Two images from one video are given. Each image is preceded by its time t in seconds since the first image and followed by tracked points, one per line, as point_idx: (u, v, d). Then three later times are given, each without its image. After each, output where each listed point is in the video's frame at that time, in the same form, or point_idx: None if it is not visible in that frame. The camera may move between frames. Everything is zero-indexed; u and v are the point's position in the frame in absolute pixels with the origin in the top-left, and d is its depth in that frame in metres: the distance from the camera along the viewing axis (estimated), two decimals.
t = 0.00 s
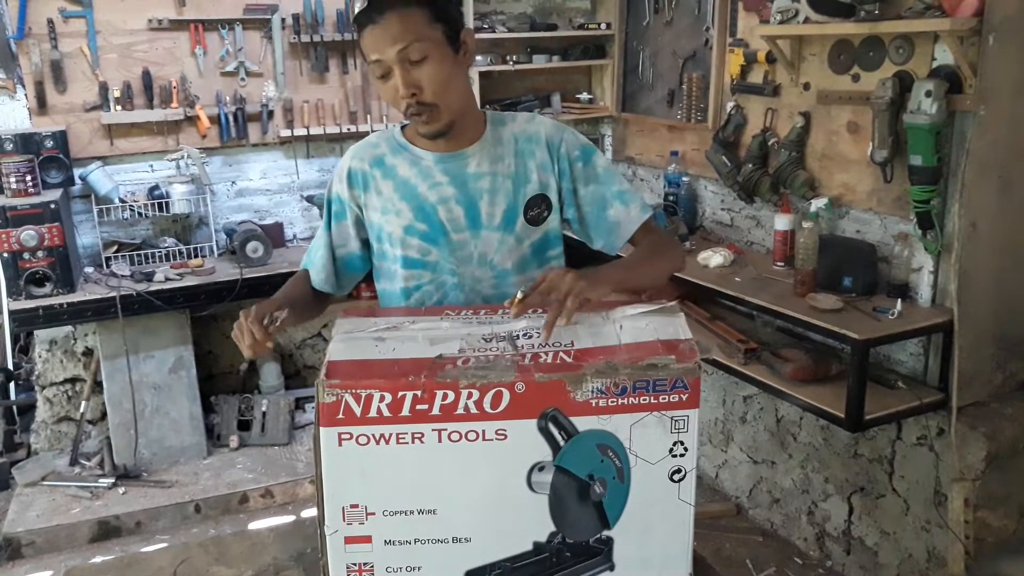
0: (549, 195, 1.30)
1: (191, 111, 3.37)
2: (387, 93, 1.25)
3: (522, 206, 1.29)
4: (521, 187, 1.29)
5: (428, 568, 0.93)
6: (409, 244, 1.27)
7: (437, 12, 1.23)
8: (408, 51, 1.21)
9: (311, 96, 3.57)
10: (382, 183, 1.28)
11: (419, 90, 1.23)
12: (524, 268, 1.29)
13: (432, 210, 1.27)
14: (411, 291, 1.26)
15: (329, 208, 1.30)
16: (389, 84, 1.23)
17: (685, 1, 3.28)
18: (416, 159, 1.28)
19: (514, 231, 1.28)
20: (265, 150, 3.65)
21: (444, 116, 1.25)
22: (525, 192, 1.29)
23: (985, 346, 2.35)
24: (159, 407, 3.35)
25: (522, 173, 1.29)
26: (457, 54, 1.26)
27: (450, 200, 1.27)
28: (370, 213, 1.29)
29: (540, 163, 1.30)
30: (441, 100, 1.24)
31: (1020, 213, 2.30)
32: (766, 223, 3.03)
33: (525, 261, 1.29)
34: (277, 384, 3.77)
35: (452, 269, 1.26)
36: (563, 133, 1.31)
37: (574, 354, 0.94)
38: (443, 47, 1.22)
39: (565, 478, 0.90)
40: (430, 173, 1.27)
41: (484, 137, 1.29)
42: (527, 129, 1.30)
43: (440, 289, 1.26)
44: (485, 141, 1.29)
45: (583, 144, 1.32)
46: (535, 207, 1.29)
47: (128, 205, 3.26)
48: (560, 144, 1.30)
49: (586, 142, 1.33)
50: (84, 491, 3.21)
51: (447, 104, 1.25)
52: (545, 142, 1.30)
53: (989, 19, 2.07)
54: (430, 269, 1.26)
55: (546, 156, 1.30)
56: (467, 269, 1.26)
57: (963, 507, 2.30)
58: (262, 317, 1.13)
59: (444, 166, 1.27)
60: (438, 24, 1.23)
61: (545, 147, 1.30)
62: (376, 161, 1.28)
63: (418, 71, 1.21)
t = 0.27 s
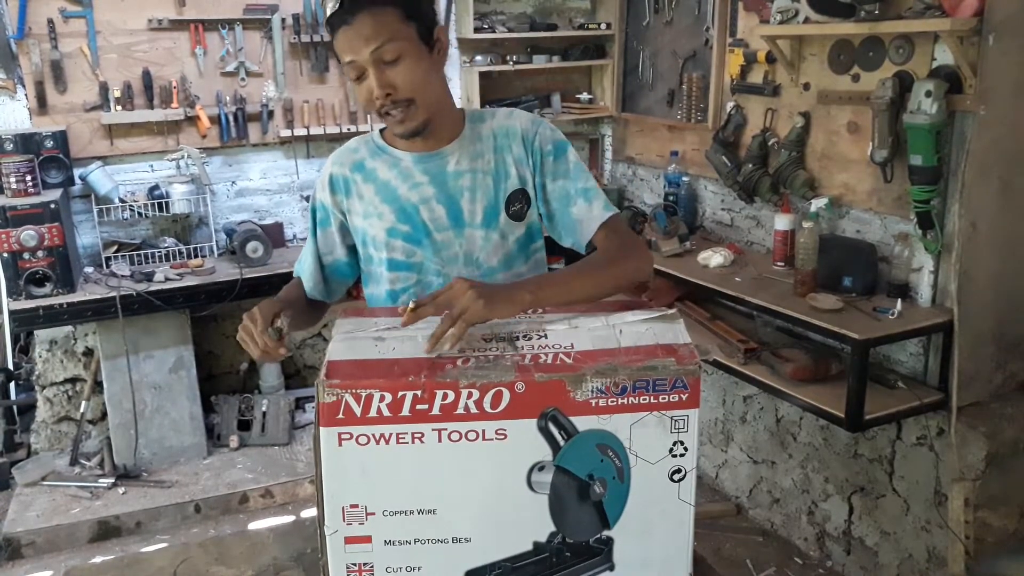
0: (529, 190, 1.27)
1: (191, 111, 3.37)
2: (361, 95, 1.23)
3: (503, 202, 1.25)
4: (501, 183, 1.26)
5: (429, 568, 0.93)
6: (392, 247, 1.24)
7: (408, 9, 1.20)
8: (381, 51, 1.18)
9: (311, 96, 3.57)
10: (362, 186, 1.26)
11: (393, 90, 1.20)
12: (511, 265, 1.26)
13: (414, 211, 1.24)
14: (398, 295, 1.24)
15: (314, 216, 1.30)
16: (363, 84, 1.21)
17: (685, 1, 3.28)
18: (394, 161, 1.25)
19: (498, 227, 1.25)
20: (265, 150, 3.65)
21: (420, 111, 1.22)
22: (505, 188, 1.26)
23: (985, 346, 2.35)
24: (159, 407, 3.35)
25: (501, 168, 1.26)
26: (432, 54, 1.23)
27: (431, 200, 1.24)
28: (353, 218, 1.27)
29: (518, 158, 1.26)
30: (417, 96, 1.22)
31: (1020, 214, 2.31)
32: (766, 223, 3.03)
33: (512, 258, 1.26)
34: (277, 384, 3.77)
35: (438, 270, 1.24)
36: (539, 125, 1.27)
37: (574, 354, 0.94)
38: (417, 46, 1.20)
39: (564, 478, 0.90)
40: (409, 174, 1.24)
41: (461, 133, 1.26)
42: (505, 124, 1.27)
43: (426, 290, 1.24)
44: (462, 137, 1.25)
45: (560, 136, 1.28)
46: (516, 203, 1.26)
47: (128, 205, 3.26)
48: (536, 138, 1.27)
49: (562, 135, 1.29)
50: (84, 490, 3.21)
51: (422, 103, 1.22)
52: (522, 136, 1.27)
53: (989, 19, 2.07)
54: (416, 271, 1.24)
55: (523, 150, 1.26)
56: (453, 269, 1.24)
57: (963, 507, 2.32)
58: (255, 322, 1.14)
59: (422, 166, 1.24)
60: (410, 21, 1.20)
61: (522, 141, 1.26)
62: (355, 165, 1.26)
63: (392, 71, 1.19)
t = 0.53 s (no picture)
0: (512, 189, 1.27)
1: (190, 111, 3.37)
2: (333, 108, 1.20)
3: (488, 202, 1.26)
4: (485, 184, 1.26)
5: (429, 568, 0.93)
6: (380, 253, 1.25)
7: (378, 19, 1.16)
8: (348, 66, 1.14)
9: (311, 96, 3.57)
10: (347, 192, 1.26)
11: (363, 103, 1.17)
12: (500, 263, 1.28)
13: (400, 216, 1.24)
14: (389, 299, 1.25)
15: (295, 219, 1.29)
16: (333, 98, 1.17)
17: (685, 1, 3.28)
18: (377, 166, 1.24)
19: (484, 228, 1.26)
20: (265, 150, 3.65)
21: (393, 126, 1.19)
22: (489, 188, 1.26)
23: (984, 346, 2.35)
24: (159, 407, 3.35)
25: (484, 169, 1.26)
26: (403, 62, 1.19)
27: (417, 204, 1.24)
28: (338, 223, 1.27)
29: (500, 157, 1.26)
30: (387, 109, 1.18)
31: (1020, 213, 2.31)
32: (766, 223, 3.03)
33: (499, 256, 1.28)
34: (277, 384, 3.77)
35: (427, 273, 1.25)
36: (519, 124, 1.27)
37: (574, 354, 0.94)
38: (385, 57, 1.15)
39: (564, 477, 0.90)
40: (392, 179, 1.24)
41: (441, 135, 1.25)
42: (485, 124, 1.27)
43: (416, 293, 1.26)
44: (443, 139, 1.25)
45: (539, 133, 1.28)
46: (500, 203, 1.26)
47: (128, 205, 3.26)
48: (517, 136, 1.27)
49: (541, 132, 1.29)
50: (84, 491, 3.21)
51: (395, 116, 1.18)
52: (502, 136, 1.26)
53: (989, 19, 2.07)
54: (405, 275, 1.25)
55: (504, 149, 1.26)
56: (442, 271, 1.25)
57: (963, 507, 2.32)
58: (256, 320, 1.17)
59: (405, 170, 1.24)
60: (378, 34, 1.15)
61: (503, 140, 1.26)
62: (338, 171, 1.25)
63: (361, 85, 1.15)
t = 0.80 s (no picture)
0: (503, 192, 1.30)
1: (191, 111, 3.37)
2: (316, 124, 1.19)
3: (480, 205, 1.28)
4: (477, 188, 1.28)
5: (429, 568, 0.93)
6: (372, 259, 1.25)
7: (357, 35, 1.15)
8: (330, 86, 1.13)
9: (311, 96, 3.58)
10: (338, 197, 1.25)
11: (347, 122, 1.16)
12: (493, 267, 1.29)
13: (392, 221, 1.25)
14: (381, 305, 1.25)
15: (274, 223, 1.26)
16: (315, 117, 1.16)
17: (685, 1, 3.28)
18: (369, 171, 1.25)
19: (477, 231, 1.28)
20: (265, 150, 3.65)
21: (380, 140, 1.19)
22: (480, 192, 1.28)
23: (984, 346, 2.35)
24: (159, 407, 3.35)
25: (475, 173, 1.28)
26: (385, 77, 1.18)
27: (410, 209, 1.25)
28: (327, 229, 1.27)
29: (491, 161, 1.28)
30: (373, 128, 1.17)
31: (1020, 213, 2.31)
32: (766, 223, 3.03)
33: (491, 260, 1.29)
34: (277, 384, 3.77)
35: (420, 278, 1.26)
36: (508, 128, 1.30)
37: (574, 354, 0.94)
38: (367, 76, 1.14)
39: (564, 477, 0.90)
40: (385, 184, 1.25)
41: (433, 140, 1.26)
42: (475, 127, 1.29)
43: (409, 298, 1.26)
44: (434, 144, 1.26)
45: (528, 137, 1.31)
46: (492, 206, 1.29)
47: (128, 205, 3.26)
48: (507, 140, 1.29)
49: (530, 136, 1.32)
50: (84, 491, 3.21)
51: (380, 132, 1.18)
52: (493, 140, 1.29)
53: (989, 19, 2.07)
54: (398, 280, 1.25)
55: (495, 153, 1.29)
56: (435, 276, 1.26)
57: (963, 507, 2.32)
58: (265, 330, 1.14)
59: (398, 176, 1.25)
60: (358, 51, 1.14)
61: (494, 144, 1.28)
62: (328, 176, 1.25)
63: (344, 105, 1.14)
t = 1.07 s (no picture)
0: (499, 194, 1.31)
1: (191, 111, 3.37)
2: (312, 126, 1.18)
3: (475, 207, 1.29)
4: (473, 190, 1.29)
5: (428, 568, 0.93)
6: (367, 259, 1.25)
7: (349, 39, 1.14)
8: (324, 89, 1.12)
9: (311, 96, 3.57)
10: (332, 196, 1.26)
11: (341, 127, 1.15)
12: (487, 269, 1.30)
13: (388, 222, 1.26)
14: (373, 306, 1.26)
15: (266, 220, 1.26)
16: (309, 119, 1.16)
17: (685, 1, 3.28)
18: (365, 171, 1.25)
19: (471, 233, 1.29)
20: (264, 150, 3.65)
21: (375, 144, 1.19)
22: (477, 194, 1.29)
23: (984, 346, 2.35)
24: (159, 407, 3.35)
25: (471, 175, 1.29)
26: (378, 80, 1.17)
27: (405, 210, 1.26)
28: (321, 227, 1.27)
29: (488, 163, 1.30)
30: (367, 132, 1.17)
31: (1020, 213, 2.31)
32: (767, 223, 3.03)
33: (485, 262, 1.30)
34: (277, 384, 3.77)
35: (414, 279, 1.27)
36: (505, 130, 1.31)
37: (574, 353, 0.94)
38: (361, 80, 1.14)
39: (564, 476, 0.90)
40: (381, 185, 1.25)
41: (430, 141, 1.27)
42: (472, 127, 1.30)
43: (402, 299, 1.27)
44: (431, 144, 1.27)
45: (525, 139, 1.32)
46: (487, 208, 1.30)
47: (128, 205, 3.26)
48: (504, 142, 1.30)
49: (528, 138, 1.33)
50: (84, 491, 3.21)
51: (373, 137, 1.18)
52: (490, 142, 1.30)
53: (988, 19, 2.07)
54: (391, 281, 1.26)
55: (491, 155, 1.30)
56: (430, 277, 1.27)
57: (963, 507, 2.32)
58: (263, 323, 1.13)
59: (394, 176, 1.25)
60: (351, 54, 1.14)
61: (491, 146, 1.30)
62: (323, 174, 1.25)
63: (337, 109, 1.13)
